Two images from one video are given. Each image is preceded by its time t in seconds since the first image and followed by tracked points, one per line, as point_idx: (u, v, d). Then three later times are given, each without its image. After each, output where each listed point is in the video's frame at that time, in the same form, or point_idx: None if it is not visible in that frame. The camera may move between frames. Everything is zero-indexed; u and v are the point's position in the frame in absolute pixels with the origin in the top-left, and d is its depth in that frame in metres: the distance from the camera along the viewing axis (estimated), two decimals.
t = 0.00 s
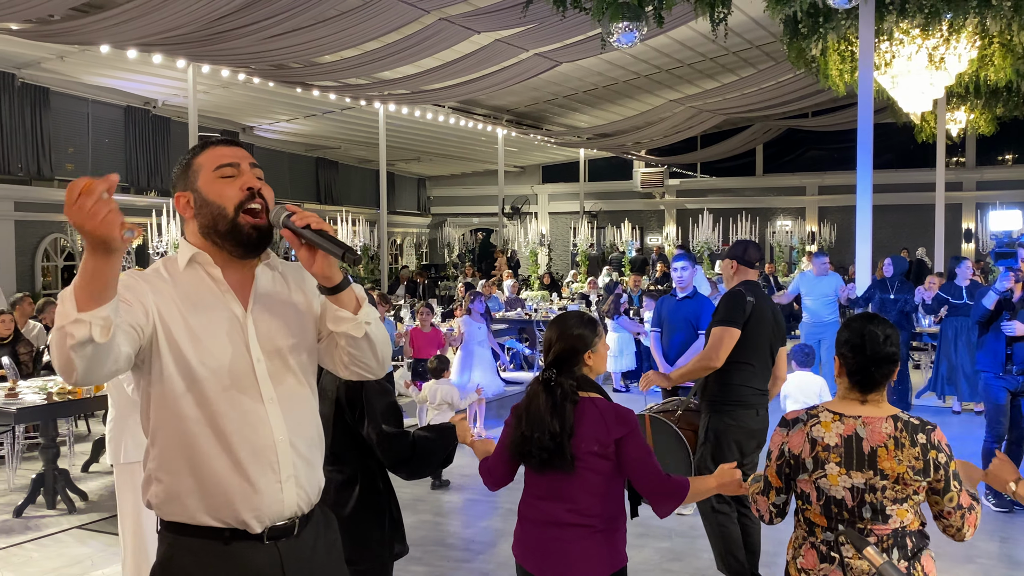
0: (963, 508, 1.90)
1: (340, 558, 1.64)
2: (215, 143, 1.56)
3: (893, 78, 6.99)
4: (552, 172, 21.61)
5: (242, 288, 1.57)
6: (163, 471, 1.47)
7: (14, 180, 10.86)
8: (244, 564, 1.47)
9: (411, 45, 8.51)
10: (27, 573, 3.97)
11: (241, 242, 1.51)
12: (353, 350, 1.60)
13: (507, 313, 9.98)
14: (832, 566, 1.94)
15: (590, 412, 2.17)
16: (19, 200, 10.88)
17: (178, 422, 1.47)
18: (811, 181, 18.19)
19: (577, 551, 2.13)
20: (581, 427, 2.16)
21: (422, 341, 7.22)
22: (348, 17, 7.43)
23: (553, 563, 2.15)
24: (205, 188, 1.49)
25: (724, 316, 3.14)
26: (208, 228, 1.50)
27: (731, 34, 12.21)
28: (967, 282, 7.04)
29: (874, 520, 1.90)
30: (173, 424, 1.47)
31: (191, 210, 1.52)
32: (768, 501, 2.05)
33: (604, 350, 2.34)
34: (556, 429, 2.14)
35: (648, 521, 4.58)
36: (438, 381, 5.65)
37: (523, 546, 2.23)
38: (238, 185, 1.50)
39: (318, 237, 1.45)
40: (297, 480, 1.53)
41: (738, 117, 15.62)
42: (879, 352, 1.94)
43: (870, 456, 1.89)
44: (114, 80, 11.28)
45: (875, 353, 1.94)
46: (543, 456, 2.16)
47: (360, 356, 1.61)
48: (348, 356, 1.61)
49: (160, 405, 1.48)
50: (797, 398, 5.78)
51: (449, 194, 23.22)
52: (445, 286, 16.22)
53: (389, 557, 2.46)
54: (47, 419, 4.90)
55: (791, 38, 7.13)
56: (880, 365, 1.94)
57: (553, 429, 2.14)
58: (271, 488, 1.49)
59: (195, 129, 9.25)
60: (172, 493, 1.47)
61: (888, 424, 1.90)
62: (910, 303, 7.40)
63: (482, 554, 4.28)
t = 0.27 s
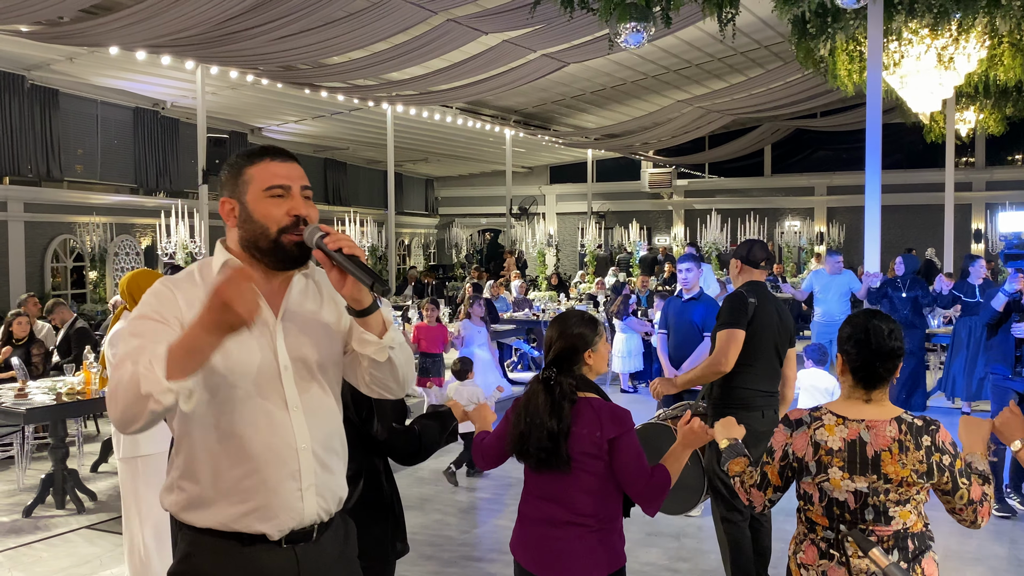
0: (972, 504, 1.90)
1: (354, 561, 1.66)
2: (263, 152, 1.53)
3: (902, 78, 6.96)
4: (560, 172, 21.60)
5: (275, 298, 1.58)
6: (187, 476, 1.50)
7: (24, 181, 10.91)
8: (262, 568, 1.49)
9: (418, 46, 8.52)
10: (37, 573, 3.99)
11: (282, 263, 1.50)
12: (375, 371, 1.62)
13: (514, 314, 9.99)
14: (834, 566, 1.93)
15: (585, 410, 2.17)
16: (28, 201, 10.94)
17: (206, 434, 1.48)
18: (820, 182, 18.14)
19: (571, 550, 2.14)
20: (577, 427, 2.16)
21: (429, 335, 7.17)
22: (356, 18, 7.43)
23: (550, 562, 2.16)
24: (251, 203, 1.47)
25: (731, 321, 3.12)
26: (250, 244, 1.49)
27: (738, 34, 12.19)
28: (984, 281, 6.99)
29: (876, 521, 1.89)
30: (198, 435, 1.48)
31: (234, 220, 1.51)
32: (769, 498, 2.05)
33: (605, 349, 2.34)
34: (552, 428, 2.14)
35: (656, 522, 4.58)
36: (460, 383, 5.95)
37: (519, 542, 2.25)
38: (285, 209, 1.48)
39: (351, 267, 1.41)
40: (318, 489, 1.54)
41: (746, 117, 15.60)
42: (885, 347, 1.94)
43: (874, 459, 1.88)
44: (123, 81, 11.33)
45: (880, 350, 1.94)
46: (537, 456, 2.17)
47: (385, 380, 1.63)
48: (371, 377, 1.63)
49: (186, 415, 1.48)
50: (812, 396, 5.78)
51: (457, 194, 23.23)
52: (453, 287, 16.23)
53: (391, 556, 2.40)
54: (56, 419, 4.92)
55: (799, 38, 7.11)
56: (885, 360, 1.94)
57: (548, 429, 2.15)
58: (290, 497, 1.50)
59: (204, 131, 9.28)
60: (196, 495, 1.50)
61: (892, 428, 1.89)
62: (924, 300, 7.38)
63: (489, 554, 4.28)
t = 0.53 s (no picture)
0: (948, 513, 1.89)
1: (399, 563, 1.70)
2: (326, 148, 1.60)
3: (907, 77, 6.94)
4: (565, 173, 21.59)
5: (338, 297, 1.64)
6: (240, 478, 1.55)
7: (30, 182, 10.93)
8: (311, 569, 1.54)
9: (423, 47, 8.53)
10: (42, 572, 4.00)
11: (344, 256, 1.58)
12: (430, 372, 1.72)
13: (519, 314, 9.98)
14: (814, 566, 1.92)
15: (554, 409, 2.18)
16: (34, 202, 10.97)
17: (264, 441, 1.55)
18: (825, 181, 18.12)
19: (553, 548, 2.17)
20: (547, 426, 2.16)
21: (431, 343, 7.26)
22: (360, 18, 7.44)
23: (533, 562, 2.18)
24: (317, 195, 1.54)
25: (728, 320, 3.14)
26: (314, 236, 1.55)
27: (743, 34, 12.18)
28: (999, 285, 6.93)
29: (856, 524, 1.88)
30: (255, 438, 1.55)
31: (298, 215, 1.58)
32: (761, 509, 2.02)
33: (582, 349, 2.38)
34: (522, 428, 2.16)
35: (661, 522, 4.57)
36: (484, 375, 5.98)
37: (503, 541, 2.26)
38: (347, 196, 1.55)
39: (421, 255, 1.60)
40: (366, 493, 1.60)
41: (751, 117, 15.58)
42: (858, 344, 1.96)
43: (854, 461, 1.87)
44: (128, 82, 11.35)
45: (858, 349, 1.95)
46: (513, 456, 2.19)
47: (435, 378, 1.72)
48: (421, 374, 1.73)
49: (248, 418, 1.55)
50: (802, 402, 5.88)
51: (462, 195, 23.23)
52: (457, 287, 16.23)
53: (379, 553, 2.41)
54: (61, 419, 4.93)
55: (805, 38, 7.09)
56: (859, 357, 1.95)
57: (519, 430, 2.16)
58: (340, 501, 1.56)
59: (209, 132, 9.30)
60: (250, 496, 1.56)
61: (872, 429, 1.87)
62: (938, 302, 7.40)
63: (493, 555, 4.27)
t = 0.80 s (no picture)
0: (923, 506, 1.89)
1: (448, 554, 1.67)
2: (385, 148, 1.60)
3: (909, 76, 6.93)
4: (566, 172, 21.58)
5: (395, 294, 1.64)
6: (299, 475, 1.56)
7: (32, 183, 10.94)
8: (371, 564, 1.55)
9: (424, 46, 8.52)
10: (43, 573, 3.99)
11: (404, 257, 1.58)
12: (486, 369, 1.66)
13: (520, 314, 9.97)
14: (787, 564, 1.92)
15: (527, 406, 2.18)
16: (36, 203, 10.97)
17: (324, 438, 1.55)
18: (827, 180, 18.11)
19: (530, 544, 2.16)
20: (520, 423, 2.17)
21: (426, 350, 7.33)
22: (361, 18, 7.44)
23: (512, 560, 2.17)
24: (378, 196, 1.55)
25: (727, 324, 3.11)
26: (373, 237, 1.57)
27: (745, 33, 12.17)
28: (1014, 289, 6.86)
29: (828, 522, 1.87)
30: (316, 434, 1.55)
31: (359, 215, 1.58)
32: (729, 504, 2.03)
33: (560, 349, 2.36)
34: (496, 425, 2.17)
35: (662, 521, 4.56)
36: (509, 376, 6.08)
37: (483, 540, 2.26)
38: (408, 203, 1.55)
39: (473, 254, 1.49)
40: (426, 487, 1.60)
41: (752, 116, 15.57)
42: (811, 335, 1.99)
43: (824, 458, 1.86)
44: (130, 83, 11.35)
45: (819, 342, 1.97)
46: (488, 453, 2.19)
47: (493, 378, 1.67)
48: (480, 373, 1.68)
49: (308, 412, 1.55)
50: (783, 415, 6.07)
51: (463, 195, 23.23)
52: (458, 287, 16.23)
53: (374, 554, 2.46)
54: (63, 420, 4.92)
55: (806, 37, 7.07)
56: (811, 348, 1.98)
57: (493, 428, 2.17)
58: (401, 496, 1.56)
59: (210, 132, 9.30)
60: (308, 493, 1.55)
61: (842, 425, 1.87)
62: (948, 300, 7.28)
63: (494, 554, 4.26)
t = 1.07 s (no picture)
0: (911, 503, 1.90)
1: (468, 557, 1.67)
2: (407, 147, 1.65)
3: (908, 75, 6.93)
4: (566, 172, 21.58)
5: (424, 289, 1.67)
6: (334, 472, 1.58)
7: (31, 184, 10.93)
8: (409, 559, 1.56)
9: (423, 46, 8.52)
10: (42, 573, 4.00)
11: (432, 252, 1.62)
12: (517, 358, 1.72)
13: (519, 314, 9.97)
14: (776, 567, 1.91)
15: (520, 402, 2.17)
16: (35, 203, 10.96)
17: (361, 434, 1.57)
18: (827, 179, 18.12)
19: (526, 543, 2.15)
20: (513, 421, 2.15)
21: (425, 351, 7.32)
22: (361, 18, 7.43)
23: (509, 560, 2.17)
24: (405, 193, 1.59)
25: (728, 325, 3.10)
26: (401, 233, 1.61)
27: (744, 32, 12.17)
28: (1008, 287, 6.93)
29: (815, 523, 1.87)
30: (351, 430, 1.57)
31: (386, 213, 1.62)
32: (718, 508, 2.04)
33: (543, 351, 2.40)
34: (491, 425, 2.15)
35: (661, 520, 4.57)
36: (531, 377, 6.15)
37: (476, 540, 2.25)
38: (434, 200, 1.60)
39: (498, 244, 1.54)
40: (460, 481, 1.62)
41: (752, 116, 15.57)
42: (785, 330, 2.03)
43: (808, 457, 1.86)
44: (128, 83, 11.35)
45: (792, 337, 2.01)
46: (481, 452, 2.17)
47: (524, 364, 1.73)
48: (514, 359, 1.73)
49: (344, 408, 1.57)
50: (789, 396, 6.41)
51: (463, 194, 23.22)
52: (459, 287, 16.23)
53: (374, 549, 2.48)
54: (62, 420, 4.93)
55: (805, 36, 7.07)
56: (787, 343, 2.02)
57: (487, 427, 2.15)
58: (438, 489, 1.57)
59: (209, 132, 9.30)
60: (347, 485, 1.57)
61: (824, 424, 1.87)
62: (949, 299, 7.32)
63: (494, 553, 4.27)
